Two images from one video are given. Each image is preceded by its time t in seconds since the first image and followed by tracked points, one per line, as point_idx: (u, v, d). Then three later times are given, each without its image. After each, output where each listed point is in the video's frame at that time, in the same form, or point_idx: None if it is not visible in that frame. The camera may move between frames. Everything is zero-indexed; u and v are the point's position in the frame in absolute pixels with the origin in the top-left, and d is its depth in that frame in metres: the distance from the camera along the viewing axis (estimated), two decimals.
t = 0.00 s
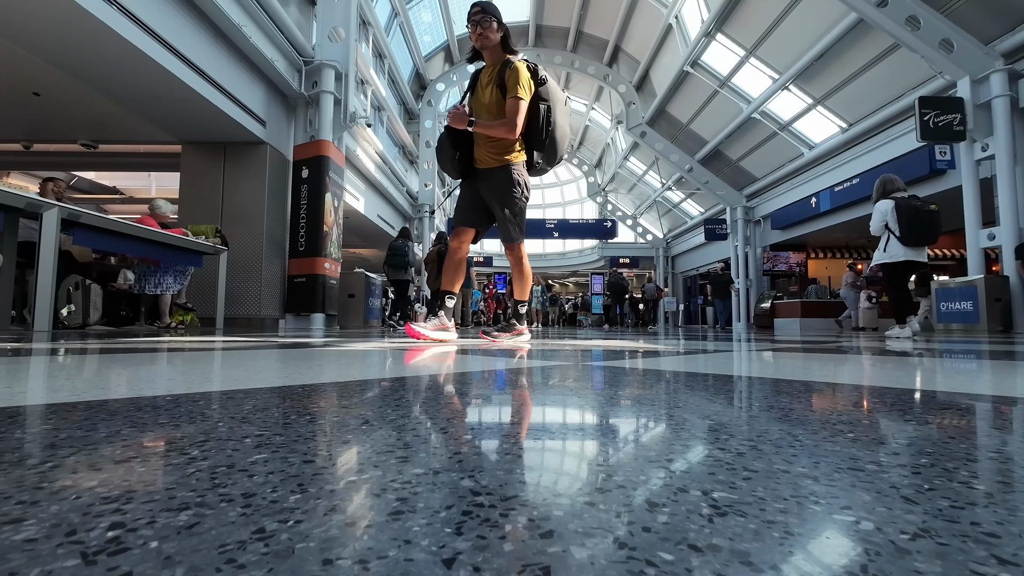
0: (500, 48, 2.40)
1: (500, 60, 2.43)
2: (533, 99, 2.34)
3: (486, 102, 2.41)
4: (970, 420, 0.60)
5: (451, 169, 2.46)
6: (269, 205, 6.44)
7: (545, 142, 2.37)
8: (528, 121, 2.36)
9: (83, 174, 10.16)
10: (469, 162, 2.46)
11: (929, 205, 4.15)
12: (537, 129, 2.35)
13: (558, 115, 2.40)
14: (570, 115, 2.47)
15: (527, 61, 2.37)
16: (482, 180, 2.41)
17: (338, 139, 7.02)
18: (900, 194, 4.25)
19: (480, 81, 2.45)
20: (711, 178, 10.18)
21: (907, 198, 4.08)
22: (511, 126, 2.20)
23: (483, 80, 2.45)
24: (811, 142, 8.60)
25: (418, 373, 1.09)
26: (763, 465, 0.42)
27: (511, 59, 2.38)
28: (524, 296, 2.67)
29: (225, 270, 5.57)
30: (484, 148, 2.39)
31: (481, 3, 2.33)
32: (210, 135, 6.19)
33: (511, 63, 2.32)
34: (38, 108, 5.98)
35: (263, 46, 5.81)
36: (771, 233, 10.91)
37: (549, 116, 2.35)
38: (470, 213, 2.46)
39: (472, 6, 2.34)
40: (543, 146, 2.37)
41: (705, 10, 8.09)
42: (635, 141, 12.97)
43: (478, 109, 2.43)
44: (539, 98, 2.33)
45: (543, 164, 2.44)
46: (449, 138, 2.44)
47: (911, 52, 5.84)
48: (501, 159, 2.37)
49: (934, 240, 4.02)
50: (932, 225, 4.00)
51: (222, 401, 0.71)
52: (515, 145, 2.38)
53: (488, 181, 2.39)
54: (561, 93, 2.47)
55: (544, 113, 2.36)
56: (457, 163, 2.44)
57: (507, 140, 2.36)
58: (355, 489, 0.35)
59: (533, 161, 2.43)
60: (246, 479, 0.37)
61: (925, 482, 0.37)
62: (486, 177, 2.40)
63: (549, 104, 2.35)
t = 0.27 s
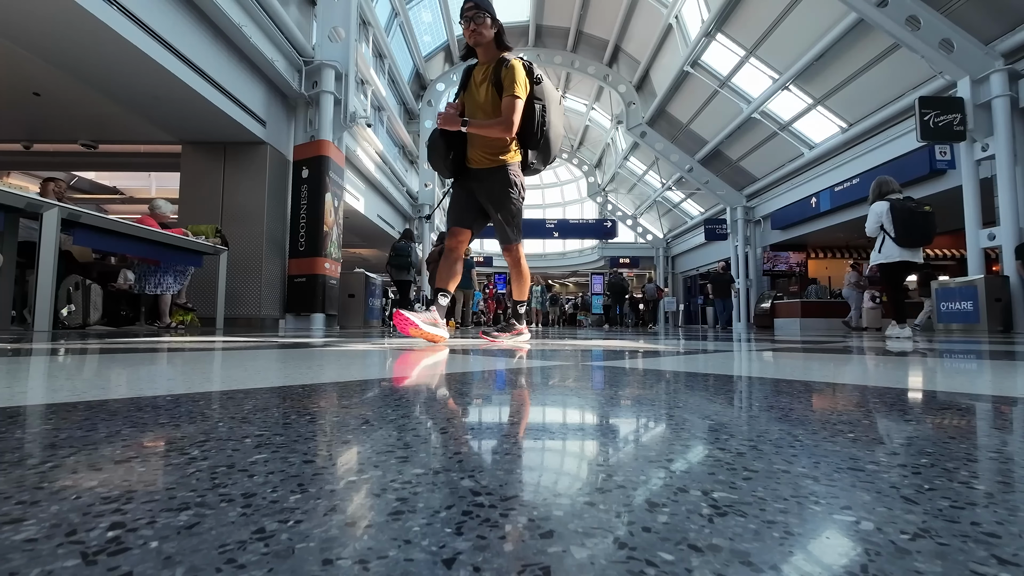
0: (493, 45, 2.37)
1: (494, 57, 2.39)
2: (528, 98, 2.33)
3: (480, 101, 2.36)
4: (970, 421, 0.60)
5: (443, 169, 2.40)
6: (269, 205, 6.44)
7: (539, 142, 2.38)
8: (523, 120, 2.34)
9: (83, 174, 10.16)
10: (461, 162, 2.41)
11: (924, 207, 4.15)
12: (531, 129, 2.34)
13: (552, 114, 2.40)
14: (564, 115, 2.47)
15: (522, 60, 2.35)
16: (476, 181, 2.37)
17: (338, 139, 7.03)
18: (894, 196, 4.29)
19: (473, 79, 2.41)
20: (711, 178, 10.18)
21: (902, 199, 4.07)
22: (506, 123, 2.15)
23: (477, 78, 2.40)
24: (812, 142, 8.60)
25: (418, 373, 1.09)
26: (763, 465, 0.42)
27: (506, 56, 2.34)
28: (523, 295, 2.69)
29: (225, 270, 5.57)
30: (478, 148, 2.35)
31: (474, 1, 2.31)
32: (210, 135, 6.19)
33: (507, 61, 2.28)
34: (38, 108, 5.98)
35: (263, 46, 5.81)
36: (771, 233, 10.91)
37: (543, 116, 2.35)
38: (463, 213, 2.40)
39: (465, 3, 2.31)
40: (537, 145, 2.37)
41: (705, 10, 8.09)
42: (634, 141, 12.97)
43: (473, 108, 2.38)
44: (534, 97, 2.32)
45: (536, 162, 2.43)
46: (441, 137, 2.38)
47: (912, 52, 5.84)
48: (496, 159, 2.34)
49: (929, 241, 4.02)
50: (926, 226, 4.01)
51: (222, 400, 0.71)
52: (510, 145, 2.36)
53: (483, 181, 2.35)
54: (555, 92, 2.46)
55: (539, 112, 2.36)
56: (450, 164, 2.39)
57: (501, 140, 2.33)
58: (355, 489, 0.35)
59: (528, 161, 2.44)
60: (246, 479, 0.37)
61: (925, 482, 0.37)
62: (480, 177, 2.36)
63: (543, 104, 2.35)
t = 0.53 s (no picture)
0: (486, 41, 2.37)
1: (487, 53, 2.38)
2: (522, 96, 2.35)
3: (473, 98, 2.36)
4: (971, 420, 0.60)
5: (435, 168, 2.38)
6: (269, 205, 6.45)
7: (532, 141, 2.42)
8: (516, 118, 2.36)
9: (84, 175, 10.17)
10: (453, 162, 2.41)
11: (919, 208, 4.15)
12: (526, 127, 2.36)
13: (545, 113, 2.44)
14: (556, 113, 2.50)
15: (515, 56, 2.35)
16: (470, 181, 2.36)
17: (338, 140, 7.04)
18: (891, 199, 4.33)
19: (466, 75, 2.41)
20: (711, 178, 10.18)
21: (896, 201, 4.11)
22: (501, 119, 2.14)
23: (470, 74, 2.40)
24: (812, 142, 8.60)
25: (417, 373, 1.09)
26: (762, 465, 0.42)
27: (499, 52, 2.35)
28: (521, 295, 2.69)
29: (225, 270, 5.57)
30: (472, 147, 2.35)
31: None
32: (210, 135, 6.19)
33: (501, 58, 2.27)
34: (38, 108, 5.98)
35: (263, 46, 5.81)
36: (772, 233, 10.91)
37: (537, 114, 2.38)
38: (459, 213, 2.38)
39: None
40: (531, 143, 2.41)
41: (705, 10, 8.10)
42: (635, 140, 12.97)
43: (467, 105, 2.38)
44: (529, 95, 2.35)
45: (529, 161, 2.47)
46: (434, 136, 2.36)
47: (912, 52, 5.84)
48: (490, 158, 2.34)
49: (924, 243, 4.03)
50: (921, 229, 4.02)
51: (222, 400, 0.71)
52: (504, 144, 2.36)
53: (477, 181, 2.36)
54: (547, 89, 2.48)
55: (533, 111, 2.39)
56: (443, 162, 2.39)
57: (496, 138, 2.33)
58: (355, 489, 0.35)
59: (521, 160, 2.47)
60: (246, 479, 0.37)
61: (925, 481, 0.37)
62: (475, 177, 2.35)
63: (537, 102, 2.37)
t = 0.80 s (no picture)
0: (476, 31, 2.32)
1: (478, 44, 2.34)
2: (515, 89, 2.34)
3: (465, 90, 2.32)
4: (972, 421, 0.60)
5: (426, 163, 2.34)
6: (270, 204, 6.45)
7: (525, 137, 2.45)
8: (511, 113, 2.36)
9: (84, 174, 10.18)
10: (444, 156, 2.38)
11: (915, 210, 4.18)
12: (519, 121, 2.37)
13: (536, 106, 2.45)
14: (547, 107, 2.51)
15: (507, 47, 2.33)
16: (462, 175, 2.34)
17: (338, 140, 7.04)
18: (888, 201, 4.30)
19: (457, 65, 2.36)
20: (711, 178, 10.18)
21: (891, 204, 4.14)
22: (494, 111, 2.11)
23: (461, 65, 2.35)
24: (812, 142, 8.60)
25: (417, 373, 1.09)
26: (762, 465, 0.42)
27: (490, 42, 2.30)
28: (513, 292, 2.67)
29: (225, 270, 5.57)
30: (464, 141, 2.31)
31: None
32: (210, 135, 6.19)
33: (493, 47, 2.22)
34: (39, 108, 5.98)
35: (263, 46, 5.81)
36: (772, 233, 10.90)
37: (530, 108, 2.40)
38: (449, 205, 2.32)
39: None
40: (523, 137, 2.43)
41: (705, 10, 8.11)
42: (635, 141, 12.96)
43: (458, 97, 2.33)
44: (522, 87, 2.34)
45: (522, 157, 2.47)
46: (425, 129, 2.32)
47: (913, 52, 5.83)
48: (484, 152, 2.31)
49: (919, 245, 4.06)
50: (916, 231, 4.05)
51: (222, 401, 0.71)
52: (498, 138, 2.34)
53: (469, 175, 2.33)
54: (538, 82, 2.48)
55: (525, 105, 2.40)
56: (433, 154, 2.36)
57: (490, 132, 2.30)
58: (355, 489, 0.35)
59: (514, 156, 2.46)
60: (246, 479, 0.37)
61: (926, 482, 0.37)
62: (467, 172, 2.33)
63: (529, 96, 2.38)
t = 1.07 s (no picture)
0: (468, 19, 2.30)
1: (469, 31, 2.30)
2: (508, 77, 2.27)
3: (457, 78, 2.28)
4: (971, 421, 0.60)
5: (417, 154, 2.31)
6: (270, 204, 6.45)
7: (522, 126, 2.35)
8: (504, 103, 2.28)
9: (84, 174, 10.19)
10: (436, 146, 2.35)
11: (909, 213, 4.22)
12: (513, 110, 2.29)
13: (533, 95, 2.36)
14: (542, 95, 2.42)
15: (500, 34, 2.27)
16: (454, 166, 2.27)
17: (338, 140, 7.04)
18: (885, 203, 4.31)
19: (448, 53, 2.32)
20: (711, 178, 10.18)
21: (887, 206, 4.18)
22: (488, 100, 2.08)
23: (452, 53, 2.31)
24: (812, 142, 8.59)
25: (417, 373, 1.09)
26: (763, 465, 0.42)
27: (482, 30, 2.27)
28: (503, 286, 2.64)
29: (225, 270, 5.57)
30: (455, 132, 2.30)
31: None
32: (210, 135, 6.19)
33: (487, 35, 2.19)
34: (39, 108, 5.98)
35: (263, 46, 5.81)
36: (772, 233, 10.90)
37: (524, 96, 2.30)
38: (437, 202, 2.24)
39: None
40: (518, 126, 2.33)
41: (705, 10, 8.11)
42: (635, 141, 12.95)
43: (449, 85, 2.29)
44: (515, 75, 2.26)
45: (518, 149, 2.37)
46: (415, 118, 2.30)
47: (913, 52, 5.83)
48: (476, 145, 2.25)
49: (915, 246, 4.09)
50: (912, 233, 4.09)
51: (222, 401, 0.71)
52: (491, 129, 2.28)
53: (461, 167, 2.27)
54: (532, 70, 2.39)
55: (520, 92, 2.31)
56: (424, 143, 2.35)
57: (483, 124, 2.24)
58: (356, 489, 0.35)
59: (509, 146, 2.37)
60: (246, 479, 0.37)
61: (926, 482, 0.37)
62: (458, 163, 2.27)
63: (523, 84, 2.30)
